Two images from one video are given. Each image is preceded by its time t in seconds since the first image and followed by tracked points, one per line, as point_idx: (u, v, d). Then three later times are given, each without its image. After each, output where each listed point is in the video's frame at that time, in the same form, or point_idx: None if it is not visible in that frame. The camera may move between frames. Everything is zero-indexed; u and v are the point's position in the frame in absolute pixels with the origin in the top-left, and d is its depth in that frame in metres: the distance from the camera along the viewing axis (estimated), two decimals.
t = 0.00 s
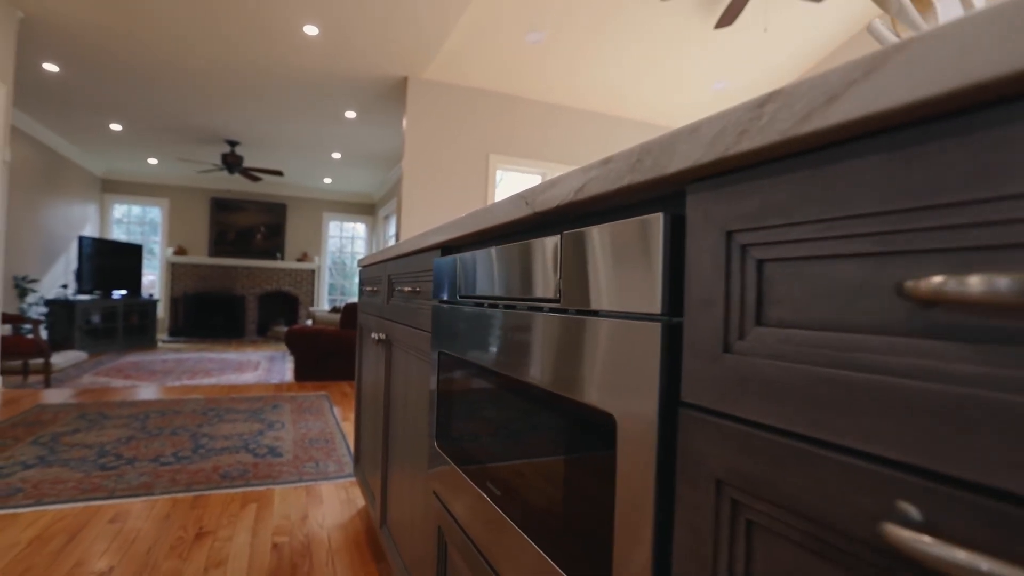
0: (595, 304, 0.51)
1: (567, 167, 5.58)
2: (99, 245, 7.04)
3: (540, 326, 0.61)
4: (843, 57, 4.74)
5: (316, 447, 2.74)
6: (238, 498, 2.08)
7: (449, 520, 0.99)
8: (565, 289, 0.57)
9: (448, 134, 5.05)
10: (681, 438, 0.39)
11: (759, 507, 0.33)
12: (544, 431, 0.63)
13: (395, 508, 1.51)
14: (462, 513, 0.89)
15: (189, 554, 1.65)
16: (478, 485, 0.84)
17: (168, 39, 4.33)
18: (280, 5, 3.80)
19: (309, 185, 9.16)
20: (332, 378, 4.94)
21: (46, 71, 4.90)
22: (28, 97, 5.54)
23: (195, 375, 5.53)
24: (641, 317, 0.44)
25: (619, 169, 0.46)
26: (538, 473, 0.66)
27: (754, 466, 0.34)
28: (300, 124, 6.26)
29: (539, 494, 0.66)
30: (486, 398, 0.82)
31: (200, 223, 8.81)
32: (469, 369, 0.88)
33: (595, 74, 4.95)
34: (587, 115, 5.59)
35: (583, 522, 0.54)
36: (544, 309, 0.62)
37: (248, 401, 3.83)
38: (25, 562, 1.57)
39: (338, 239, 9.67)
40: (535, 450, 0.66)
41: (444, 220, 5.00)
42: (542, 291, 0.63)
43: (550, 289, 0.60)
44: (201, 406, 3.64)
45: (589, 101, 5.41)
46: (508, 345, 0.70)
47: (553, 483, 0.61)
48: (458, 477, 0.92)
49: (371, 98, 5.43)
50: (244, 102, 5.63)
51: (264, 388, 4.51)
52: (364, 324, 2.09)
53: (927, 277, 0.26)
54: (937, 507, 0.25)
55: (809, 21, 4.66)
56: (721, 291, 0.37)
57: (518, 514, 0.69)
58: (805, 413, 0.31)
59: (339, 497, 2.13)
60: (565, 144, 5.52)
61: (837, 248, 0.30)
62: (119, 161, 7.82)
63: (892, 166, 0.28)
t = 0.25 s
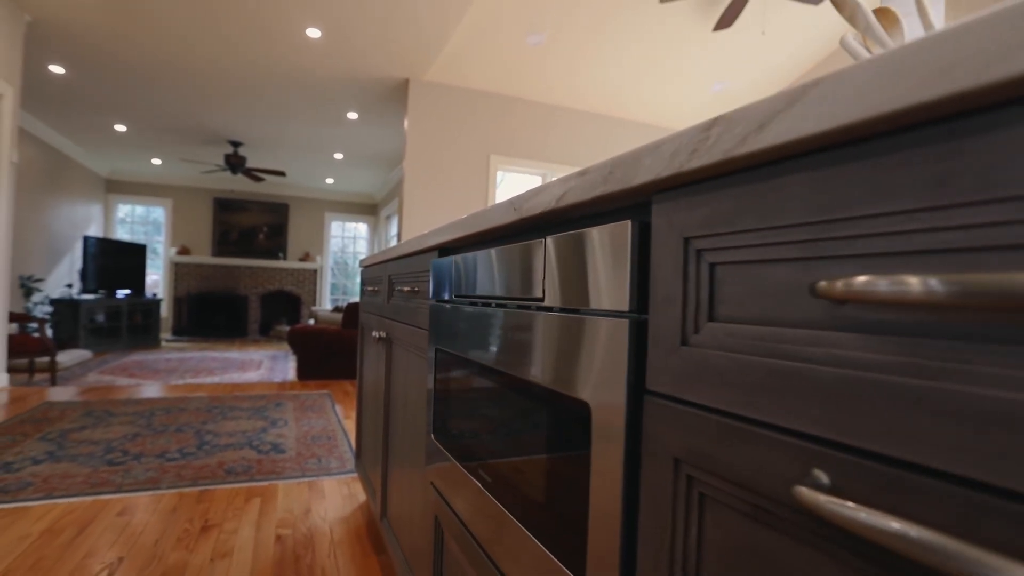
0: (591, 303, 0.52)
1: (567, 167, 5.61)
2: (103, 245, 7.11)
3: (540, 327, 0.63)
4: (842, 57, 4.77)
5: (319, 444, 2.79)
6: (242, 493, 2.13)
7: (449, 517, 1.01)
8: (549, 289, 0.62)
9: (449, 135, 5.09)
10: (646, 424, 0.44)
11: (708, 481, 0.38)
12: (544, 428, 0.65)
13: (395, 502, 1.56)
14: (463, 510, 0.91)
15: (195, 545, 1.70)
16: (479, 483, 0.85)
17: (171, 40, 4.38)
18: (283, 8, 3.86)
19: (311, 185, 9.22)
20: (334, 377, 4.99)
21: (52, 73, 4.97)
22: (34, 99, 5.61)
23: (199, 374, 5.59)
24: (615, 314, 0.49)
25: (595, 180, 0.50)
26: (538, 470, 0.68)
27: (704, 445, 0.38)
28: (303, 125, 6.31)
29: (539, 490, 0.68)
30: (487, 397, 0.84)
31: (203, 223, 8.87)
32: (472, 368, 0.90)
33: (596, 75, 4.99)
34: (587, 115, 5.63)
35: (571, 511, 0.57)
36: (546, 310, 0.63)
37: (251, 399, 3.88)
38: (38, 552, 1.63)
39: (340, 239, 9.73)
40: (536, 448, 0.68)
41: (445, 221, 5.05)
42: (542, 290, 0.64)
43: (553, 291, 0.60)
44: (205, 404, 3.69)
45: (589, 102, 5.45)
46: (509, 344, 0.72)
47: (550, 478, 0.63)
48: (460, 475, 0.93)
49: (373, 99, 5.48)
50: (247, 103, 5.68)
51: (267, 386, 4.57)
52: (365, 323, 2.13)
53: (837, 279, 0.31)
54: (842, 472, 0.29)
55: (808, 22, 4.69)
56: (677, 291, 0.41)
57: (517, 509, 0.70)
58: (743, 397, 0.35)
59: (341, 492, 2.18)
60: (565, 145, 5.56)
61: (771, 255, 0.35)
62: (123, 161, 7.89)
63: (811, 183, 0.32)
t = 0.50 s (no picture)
0: (586, 302, 0.54)
1: (567, 168, 5.65)
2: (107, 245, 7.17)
3: (540, 327, 0.63)
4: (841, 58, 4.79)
5: (321, 441, 2.84)
6: (247, 488, 2.18)
7: (449, 511, 1.04)
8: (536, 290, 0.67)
9: (450, 136, 5.13)
10: (618, 413, 0.48)
11: (669, 464, 0.42)
12: (543, 426, 0.66)
13: (395, 496, 1.60)
14: (463, 505, 0.93)
15: (201, 538, 1.75)
16: (479, 479, 0.87)
17: (175, 43, 4.43)
18: (286, 11, 3.91)
19: (313, 185, 9.27)
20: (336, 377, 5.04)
21: (58, 75, 5.03)
22: (40, 100, 5.67)
23: (202, 373, 5.64)
24: (593, 313, 0.53)
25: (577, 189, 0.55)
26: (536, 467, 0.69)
27: (666, 432, 0.42)
28: (305, 126, 6.36)
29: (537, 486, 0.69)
30: (489, 396, 0.86)
31: (206, 222, 8.93)
32: (475, 368, 0.91)
33: (596, 76, 5.03)
34: (587, 115, 5.66)
35: (557, 498, 0.61)
36: (547, 310, 0.64)
37: (254, 397, 3.93)
38: (49, 544, 1.68)
39: (342, 239, 9.79)
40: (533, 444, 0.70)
41: (446, 221, 5.09)
42: (543, 292, 0.65)
43: (554, 292, 0.61)
44: (209, 402, 3.74)
45: (589, 103, 5.48)
46: (510, 343, 0.73)
47: (542, 470, 0.66)
48: (460, 472, 0.95)
49: (375, 100, 5.53)
50: (250, 104, 5.73)
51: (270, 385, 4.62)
52: (366, 322, 2.17)
53: (773, 281, 0.35)
54: (775, 450, 0.33)
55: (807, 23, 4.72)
56: (645, 292, 0.46)
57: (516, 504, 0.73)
58: (696, 387, 0.40)
59: (343, 487, 2.23)
60: (565, 145, 5.59)
61: (722, 260, 0.39)
62: (128, 162, 7.95)
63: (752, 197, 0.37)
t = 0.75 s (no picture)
0: (574, 305, 0.57)
1: (567, 168, 5.68)
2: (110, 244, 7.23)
3: (540, 326, 0.63)
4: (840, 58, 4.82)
5: (323, 438, 2.89)
6: (250, 484, 2.22)
7: (448, 507, 1.06)
8: (530, 291, 0.70)
9: (451, 137, 5.17)
10: (598, 405, 0.52)
11: (642, 451, 0.46)
12: (542, 426, 0.66)
13: (395, 492, 1.64)
14: (462, 501, 0.96)
15: (206, 532, 1.79)
16: (479, 476, 0.89)
17: (179, 44, 4.47)
18: (288, 14, 3.96)
19: (316, 185, 9.33)
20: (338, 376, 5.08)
21: (63, 77, 5.09)
22: (45, 102, 5.73)
23: (206, 372, 5.70)
24: (576, 314, 0.57)
25: (562, 198, 0.59)
26: (533, 466, 0.70)
27: (638, 422, 0.46)
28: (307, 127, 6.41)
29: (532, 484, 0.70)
30: (490, 395, 0.87)
31: (209, 222, 8.99)
32: (477, 369, 0.92)
33: (595, 77, 5.06)
34: (587, 115, 5.70)
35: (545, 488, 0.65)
36: (547, 311, 0.64)
37: (257, 396, 3.98)
38: (60, 536, 1.73)
39: (344, 239, 9.84)
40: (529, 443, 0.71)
41: (446, 221, 5.13)
42: (542, 293, 0.65)
43: (554, 293, 0.62)
44: (213, 400, 3.79)
45: (589, 104, 5.52)
46: (513, 343, 0.73)
47: (534, 466, 0.69)
48: (461, 469, 0.97)
49: (376, 102, 5.58)
50: (253, 106, 5.78)
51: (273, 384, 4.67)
52: (367, 321, 2.22)
53: (727, 284, 0.38)
54: (728, 436, 0.37)
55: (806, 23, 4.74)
56: (620, 293, 0.50)
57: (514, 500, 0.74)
58: (663, 379, 0.43)
59: (345, 484, 2.27)
60: (566, 145, 5.63)
61: (686, 264, 0.43)
62: (131, 162, 8.02)
63: (710, 206, 0.40)
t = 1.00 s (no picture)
0: (556, 308, 0.62)
1: (567, 169, 5.72)
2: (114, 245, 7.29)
3: (540, 328, 0.64)
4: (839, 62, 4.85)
5: (325, 436, 2.94)
6: (254, 481, 2.27)
7: (447, 502, 1.09)
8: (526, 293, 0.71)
9: (452, 139, 5.22)
10: (580, 401, 0.56)
11: (618, 442, 0.50)
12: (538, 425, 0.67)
13: (395, 489, 1.68)
14: (461, 498, 0.98)
15: (212, 526, 1.84)
16: (479, 474, 0.91)
17: (183, 48, 4.52)
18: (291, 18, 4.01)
19: (318, 186, 9.38)
20: (339, 375, 5.13)
21: (68, 80, 5.14)
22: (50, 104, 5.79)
23: (209, 371, 5.75)
24: (560, 316, 0.61)
25: (548, 208, 0.63)
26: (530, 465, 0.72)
27: (614, 416, 0.50)
28: (310, 129, 6.46)
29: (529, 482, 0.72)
30: (488, 394, 0.90)
31: (212, 222, 9.05)
32: (476, 369, 0.94)
33: (595, 79, 5.09)
34: (587, 118, 5.74)
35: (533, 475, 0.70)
36: (546, 313, 0.65)
37: (260, 395, 4.03)
38: (71, 530, 1.78)
39: (346, 239, 9.89)
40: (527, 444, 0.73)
41: (447, 223, 5.18)
42: (542, 297, 0.66)
43: (554, 296, 0.63)
44: (216, 399, 3.85)
45: (589, 106, 5.56)
46: (511, 342, 0.74)
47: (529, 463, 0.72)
48: (460, 466, 1.00)
49: (378, 104, 5.62)
50: (256, 108, 5.84)
51: (275, 383, 4.72)
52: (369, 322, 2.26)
53: (689, 289, 0.43)
54: (688, 427, 0.41)
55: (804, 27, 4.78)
56: (599, 298, 0.54)
57: (510, 496, 0.77)
58: (634, 376, 0.48)
59: (346, 481, 2.32)
60: (566, 147, 5.68)
61: (654, 271, 0.47)
62: (135, 163, 8.08)
63: (674, 219, 0.44)
